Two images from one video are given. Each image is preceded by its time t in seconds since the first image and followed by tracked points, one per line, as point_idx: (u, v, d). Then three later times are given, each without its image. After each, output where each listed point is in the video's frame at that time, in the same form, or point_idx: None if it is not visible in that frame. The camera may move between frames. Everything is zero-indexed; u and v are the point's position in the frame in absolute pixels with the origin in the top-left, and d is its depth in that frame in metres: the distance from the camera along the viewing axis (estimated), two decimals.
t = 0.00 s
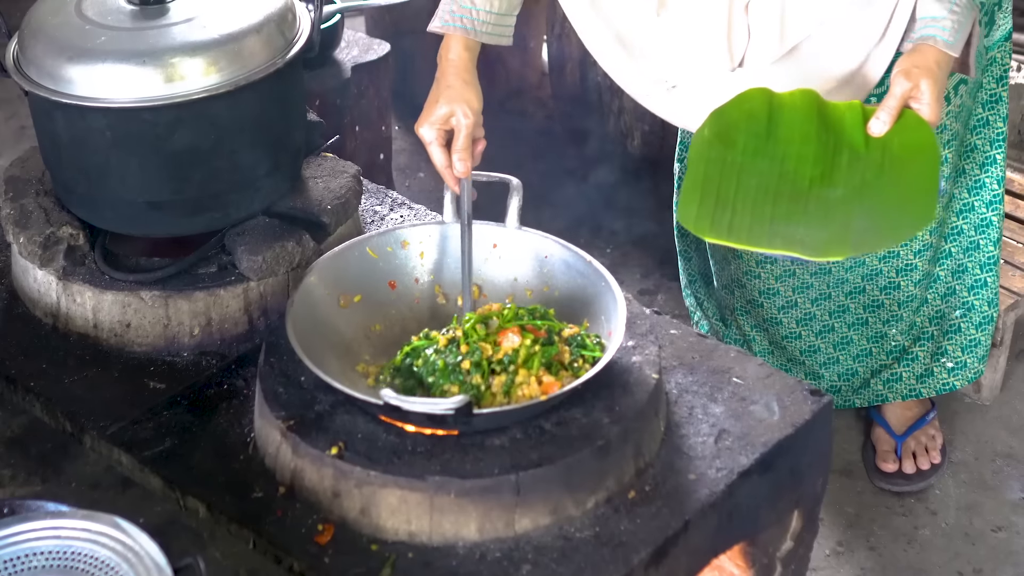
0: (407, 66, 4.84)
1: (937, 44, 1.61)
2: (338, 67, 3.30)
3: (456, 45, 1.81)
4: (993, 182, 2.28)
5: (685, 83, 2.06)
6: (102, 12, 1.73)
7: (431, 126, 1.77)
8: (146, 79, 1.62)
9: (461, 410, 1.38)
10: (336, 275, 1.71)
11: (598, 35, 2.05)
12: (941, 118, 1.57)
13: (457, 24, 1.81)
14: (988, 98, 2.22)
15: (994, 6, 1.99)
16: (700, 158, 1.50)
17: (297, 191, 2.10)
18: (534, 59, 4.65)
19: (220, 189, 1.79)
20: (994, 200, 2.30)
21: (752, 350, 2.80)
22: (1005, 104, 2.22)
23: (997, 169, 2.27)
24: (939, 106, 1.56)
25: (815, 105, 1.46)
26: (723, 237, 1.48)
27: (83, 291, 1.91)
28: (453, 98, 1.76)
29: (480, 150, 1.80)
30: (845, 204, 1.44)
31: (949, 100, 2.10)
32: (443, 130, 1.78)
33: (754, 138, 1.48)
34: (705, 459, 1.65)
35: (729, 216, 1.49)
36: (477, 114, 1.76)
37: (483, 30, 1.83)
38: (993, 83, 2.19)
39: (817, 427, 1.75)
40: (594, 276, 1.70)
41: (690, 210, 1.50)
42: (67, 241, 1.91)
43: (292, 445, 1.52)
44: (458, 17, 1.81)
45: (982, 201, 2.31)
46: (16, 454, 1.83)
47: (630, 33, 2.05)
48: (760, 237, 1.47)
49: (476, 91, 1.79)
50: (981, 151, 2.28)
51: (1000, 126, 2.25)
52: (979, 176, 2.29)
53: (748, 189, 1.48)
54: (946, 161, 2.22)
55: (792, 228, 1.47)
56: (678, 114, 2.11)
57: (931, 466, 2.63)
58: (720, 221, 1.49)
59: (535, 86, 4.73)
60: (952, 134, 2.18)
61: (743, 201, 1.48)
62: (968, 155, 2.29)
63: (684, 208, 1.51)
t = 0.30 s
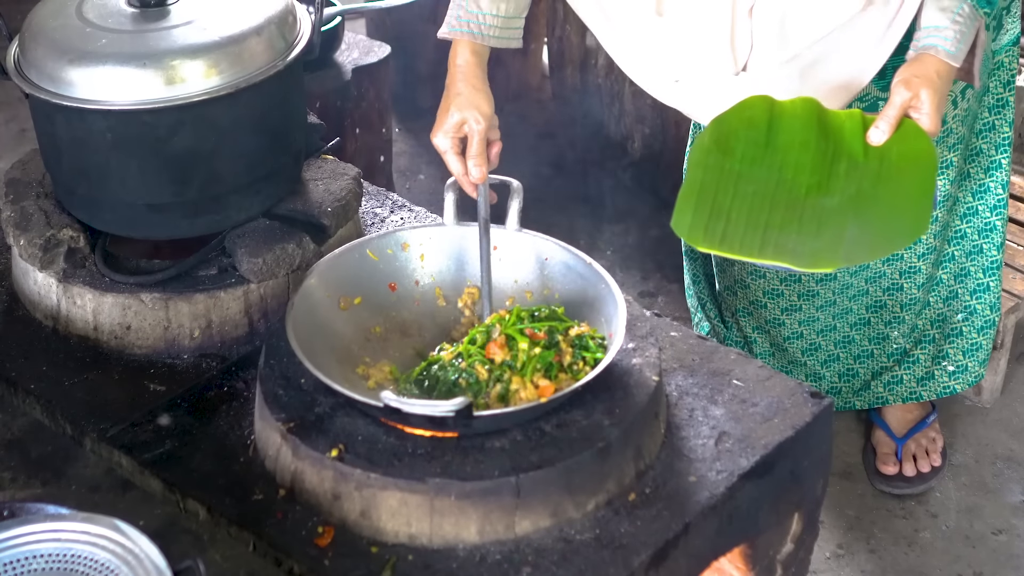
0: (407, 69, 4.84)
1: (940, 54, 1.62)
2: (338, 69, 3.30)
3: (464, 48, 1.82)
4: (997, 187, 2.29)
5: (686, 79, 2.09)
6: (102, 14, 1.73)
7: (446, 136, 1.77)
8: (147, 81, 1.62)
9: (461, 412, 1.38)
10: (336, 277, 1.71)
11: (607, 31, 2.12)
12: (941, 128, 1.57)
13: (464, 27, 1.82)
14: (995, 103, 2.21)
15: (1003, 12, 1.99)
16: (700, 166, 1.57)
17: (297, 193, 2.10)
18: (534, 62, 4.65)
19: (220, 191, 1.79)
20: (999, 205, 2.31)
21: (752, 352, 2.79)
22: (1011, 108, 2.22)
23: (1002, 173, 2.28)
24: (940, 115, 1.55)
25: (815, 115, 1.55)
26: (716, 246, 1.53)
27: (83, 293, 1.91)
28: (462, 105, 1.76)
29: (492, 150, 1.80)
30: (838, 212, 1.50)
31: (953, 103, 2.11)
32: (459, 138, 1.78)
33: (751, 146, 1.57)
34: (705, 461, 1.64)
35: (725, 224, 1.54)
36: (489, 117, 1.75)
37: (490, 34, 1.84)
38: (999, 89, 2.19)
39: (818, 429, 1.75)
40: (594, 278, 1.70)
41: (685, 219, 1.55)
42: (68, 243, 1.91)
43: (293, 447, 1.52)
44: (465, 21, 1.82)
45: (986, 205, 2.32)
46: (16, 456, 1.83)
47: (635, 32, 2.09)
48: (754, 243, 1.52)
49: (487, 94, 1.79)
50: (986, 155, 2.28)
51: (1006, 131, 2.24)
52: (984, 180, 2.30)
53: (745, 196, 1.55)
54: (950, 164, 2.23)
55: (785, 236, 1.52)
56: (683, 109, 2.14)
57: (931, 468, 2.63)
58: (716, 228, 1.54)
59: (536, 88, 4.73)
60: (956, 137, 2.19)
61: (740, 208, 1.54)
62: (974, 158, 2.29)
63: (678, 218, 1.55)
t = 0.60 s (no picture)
0: (406, 69, 4.85)
1: (936, 57, 1.62)
2: (338, 69, 3.29)
3: (462, 30, 1.86)
4: (998, 186, 2.29)
5: (687, 85, 2.11)
6: (101, 14, 1.73)
7: (449, 113, 1.79)
8: (146, 81, 1.62)
9: (461, 412, 1.38)
10: (335, 277, 1.71)
11: (610, 33, 2.15)
12: (937, 129, 1.57)
13: (463, 11, 1.85)
14: (995, 102, 2.21)
15: (1004, 11, 1.99)
16: (694, 166, 1.59)
17: (297, 193, 2.10)
18: (534, 61, 4.65)
19: (220, 191, 1.79)
20: (999, 204, 2.31)
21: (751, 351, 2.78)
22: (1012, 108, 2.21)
23: (1002, 172, 2.28)
24: (935, 118, 1.56)
25: (810, 116, 1.57)
26: (705, 244, 1.52)
27: (83, 293, 1.90)
28: (459, 81, 1.79)
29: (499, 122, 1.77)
30: (829, 213, 1.50)
31: (953, 102, 2.12)
32: (462, 114, 1.80)
33: (746, 148, 1.60)
34: (704, 461, 1.64)
35: (715, 224, 1.54)
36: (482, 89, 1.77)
37: (488, 17, 1.86)
38: (999, 88, 2.18)
39: (817, 429, 1.75)
40: (594, 278, 1.71)
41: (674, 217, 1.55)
42: (67, 244, 1.91)
43: (292, 447, 1.52)
44: (463, 5, 1.85)
45: (987, 205, 2.32)
46: (16, 456, 1.83)
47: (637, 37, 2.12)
48: (743, 242, 1.52)
49: (480, 68, 1.81)
50: (986, 154, 2.28)
51: (1007, 131, 2.24)
52: (984, 179, 2.30)
53: (737, 196, 1.57)
54: (950, 163, 2.23)
55: (775, 237, 1.52)
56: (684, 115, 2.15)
57: (930, 468, 2.63)
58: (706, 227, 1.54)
59: (536, 88, 4.72)
60: (956, 137, 2.20)
61: (731, 207, 1.55)
62: (974, 158, 2.29)
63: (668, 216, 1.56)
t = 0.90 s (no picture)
0: (406, 69, 4.85)
1: (930, 58, 1.63)
2: (337, 68, 3.30)
3: (481, 3, 1.99)
4: (997, 185, 2.29)
5: (690, 83, 2.13)
6: (101, 14, 1.73)
7: (459, 79, 1.89)
8: (146, 81, 1.62)
9: (460, 411, 1.38)
10: (334, 277, 1.72)
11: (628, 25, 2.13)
12: (928, 130, 1.60)
13: None
14: (993, 101, 2.21)
15: (1001, 10, 1.99)
16: (686, 164, 1.62)
17: (296, 192, 2.10)
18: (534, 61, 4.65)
19: (219, 191, 1.79)
20: (998, 203, 2.31)
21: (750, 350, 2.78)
22: (1010, 107, 2.21)
23: (1002, 172, 2.28)
24: (927, 118, 1.58)
25: (803, 116, 1.60)
26: (696, 242, 1.53)
27: (81, 292, 1.90)
28: (473, 50, 1.91)
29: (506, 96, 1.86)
30: (820, 212, 1.53)
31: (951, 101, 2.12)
32: (471, 82, 1.90)
33: (739, 147, 1.63)
34: (704, 461, 1.64)
35: (706, 222, 1.56)
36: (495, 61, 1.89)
37: None
38: (998, 87, 2.18)
39: (817, 429, 1.75)
40: (594, 278, 1.71)
41: (665, 213, 1.57)
42: (66, 243, 1.91)
43: (291, 446, 1.52)
44: None
45: (986, 204, 2.32)
46: (14, 456, 1.83)
47: (641, 34, 2.12)
48: (733, 239, 1.54)
49: (496, 42, 1.94)
50: (985, 154, 2.28)
51: (1005, 130, 2.24)
52: (983, 179, 2.30)
53: (728, 195, 1.59)
54: (949, 162, 2.24)
55: (765, 235, 1.55)
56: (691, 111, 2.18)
57: (930, 467, 2.63)
58: (697, 223, 1.56)
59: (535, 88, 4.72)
60: (955, 136, 2.20)
61: (722, 204, 1.57)
62: (973, 157, 2.29)
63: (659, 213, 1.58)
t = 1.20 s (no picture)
0: (405, 67, 4.84)
1: (922, 55, 1.65)
2: (337, 66, 3.33)
3: None
4: (998, 184, 2.30)
5: (693, 76, 2.13)
6: (101, 11, 1.73)
7: (468, 78, 1.90)
8: (146, 78, 1.62)
9: (460, 409, 1.38)
10: (334, 274, 1.72)
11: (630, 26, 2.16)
12: (921, 129, 1.62)
13: None
14: (996, 101, 2.20)
15: (1004, 8, 2.04)
16: (679, 158, 1.65)
17: (295, 190, 2.10)
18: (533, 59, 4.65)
19: (219, 189, 1.79)
20: (1000, 202, 2.31)
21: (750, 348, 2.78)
22: (1013, 106, 2.21)
23: (1003, 171, 2.28)
24: (919, 117, 1.61)
25: (796, 113, 1.62)
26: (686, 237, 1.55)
27: (81, 290, 1.90)
28: (484, 48, 1.91)
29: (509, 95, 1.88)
30: (812, 208, 1.54)
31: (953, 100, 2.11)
32: (479, 81, 1.91)
33: (733, 142, 1.65)
34: (703, 458, 1.65)
35: (700, 216, 1.58)
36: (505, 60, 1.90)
37: None
38: (1000, 87, 2.18)
39: (816, 427, 1.75)
40: (594, 275, 1.71)
41: (658, 208, 1.60)
42: (66, 240, 1.92)
43: (291, 443, 1.52)
44: None
45: (987, 203, 2.33)
46: (14, 453, 1.83)
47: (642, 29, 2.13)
48: (724, 233, 1.55)
49: (507, 39, 1.94)
50: (987, 153, 2.28)
51: (1007, 129, 2.24)
52: (984, 178, 2.30)
53: (723, 188, 1.61)
54: (950, 161, 2.24)
55: (756, 230, 1.55)
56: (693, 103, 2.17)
57: (929, 465, 2.63)
58: (690, 217, 1.58)
59: (535, 86, 4.71)
60: (955, 135, 2.21)
61: (714, 199, 1.59)
62: (974, 156, 2.29)
63: (651, 206, 1.60)
